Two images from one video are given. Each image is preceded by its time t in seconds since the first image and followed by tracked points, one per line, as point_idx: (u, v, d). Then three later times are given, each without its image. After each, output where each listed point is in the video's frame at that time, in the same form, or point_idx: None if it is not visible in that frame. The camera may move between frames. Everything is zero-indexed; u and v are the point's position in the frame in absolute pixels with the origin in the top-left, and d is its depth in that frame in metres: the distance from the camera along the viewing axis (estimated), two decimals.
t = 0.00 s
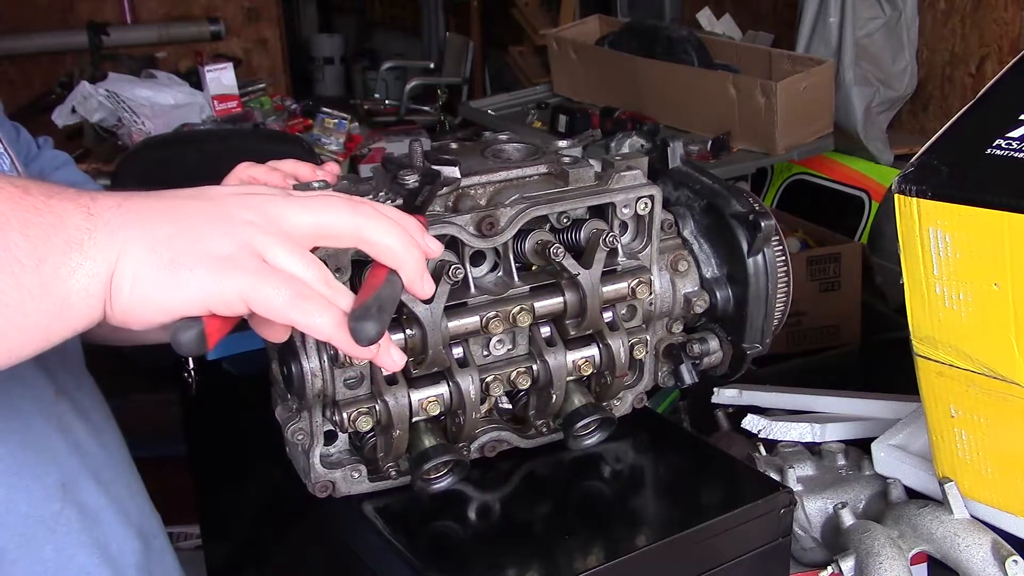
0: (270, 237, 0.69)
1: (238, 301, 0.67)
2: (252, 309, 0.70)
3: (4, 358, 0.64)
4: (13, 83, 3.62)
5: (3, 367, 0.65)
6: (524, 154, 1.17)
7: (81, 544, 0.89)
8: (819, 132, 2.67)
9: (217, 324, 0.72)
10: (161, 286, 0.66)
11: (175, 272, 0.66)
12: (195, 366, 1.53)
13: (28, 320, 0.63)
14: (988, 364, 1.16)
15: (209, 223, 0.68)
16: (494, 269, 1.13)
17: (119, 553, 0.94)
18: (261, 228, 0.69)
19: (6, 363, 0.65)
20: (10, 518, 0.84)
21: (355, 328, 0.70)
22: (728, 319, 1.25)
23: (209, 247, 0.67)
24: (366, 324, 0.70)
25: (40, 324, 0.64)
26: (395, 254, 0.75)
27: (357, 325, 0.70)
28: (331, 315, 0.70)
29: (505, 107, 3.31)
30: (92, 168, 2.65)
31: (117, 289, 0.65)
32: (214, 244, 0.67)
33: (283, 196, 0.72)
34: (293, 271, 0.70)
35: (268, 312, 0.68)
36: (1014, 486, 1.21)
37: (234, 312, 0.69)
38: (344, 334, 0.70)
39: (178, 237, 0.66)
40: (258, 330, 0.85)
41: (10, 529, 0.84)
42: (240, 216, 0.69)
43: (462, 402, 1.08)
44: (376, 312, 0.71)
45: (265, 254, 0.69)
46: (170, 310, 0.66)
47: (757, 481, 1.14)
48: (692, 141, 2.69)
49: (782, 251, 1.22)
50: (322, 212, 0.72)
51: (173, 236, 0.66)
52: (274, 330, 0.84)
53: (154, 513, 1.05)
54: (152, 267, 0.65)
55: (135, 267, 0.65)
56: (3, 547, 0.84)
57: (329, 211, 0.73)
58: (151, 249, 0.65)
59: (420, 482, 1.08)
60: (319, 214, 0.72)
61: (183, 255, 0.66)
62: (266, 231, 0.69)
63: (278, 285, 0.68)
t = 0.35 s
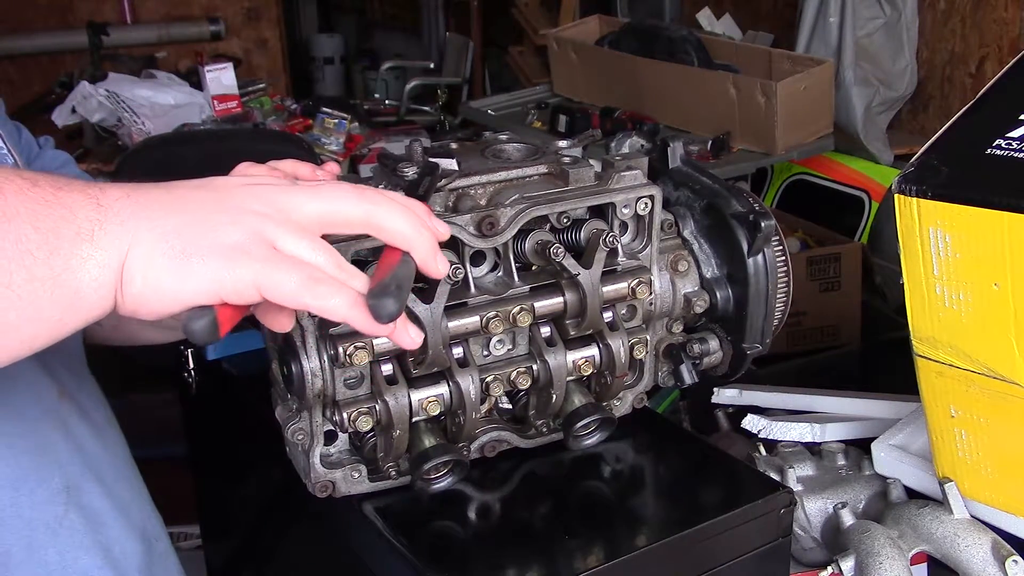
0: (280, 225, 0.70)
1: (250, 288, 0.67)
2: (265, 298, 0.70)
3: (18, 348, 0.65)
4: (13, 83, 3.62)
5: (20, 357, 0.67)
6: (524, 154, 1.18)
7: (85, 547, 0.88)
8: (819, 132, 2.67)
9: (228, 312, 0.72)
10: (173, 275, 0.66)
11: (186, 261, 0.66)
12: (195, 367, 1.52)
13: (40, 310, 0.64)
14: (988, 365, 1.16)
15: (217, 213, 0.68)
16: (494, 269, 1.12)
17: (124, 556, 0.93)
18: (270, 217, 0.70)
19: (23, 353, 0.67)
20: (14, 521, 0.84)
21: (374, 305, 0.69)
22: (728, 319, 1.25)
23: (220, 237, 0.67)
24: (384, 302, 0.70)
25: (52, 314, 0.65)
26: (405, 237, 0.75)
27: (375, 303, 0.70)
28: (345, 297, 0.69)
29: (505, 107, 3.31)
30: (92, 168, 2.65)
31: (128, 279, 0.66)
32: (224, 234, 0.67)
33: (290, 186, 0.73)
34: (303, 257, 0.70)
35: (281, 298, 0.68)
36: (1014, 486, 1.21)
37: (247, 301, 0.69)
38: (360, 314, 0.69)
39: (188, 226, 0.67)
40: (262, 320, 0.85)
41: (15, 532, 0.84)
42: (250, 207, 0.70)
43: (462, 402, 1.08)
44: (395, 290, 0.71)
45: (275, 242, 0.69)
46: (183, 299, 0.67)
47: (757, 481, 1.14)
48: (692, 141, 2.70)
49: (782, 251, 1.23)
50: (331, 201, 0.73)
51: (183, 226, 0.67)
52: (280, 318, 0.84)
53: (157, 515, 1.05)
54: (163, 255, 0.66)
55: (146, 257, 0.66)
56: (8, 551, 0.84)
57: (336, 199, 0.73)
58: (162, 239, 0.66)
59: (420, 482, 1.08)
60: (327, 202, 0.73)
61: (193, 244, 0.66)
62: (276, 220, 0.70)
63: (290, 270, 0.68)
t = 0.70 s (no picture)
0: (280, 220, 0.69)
1: (247, 283, 0.68)
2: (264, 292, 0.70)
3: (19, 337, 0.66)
4: (13, 83, 3.62)
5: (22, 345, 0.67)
6: (524, 154, 1.18)
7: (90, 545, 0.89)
8: (819, 133, 2.67)
9: (228, 305, 0.71)
10: (172, 268, 0.66)
11: (187, 254, 0.66)
12: (195, 366, 1.54)
13: (40, 301, 0.65)
14: (988, 364, 1.16)
15: (216, 207, 0.68)
16: (494, 269, 1.12)
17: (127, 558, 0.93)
18: (270, 212, 0.70)
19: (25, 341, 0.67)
20: (18, 522, 0.84)
21: (373, 303, 0.70)
22: (728, 319, 1.25)
23: (220, 231, 0.67)
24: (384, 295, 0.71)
25: (52, 305, 0.65)
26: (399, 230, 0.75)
27: (375, 301, 0.70)
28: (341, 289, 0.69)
29: (505, 107, 3.31)
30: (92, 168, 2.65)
31: (128, 269, 0.65)
32: (224, 228, 0.67)
33: (290, 179, 0.72)
34: (303, 251, 0.70)
35: (279, 293, 0.68)
36: (1014, 486, 1.21)
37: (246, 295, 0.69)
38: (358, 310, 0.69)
39: (188, 220, 0.67)
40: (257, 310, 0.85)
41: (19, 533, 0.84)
42: (250, 199, 0.70)
43: (462, 402, 1.08)
44: (394, 288, 0.72)
45: (274, 236, 0.69)
46: (183, 291, 0.67)
47: (757, 481, 1.14)
48: (692, 142, 2.69)
49: (782, 251, 1.23)
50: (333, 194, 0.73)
51: (184, 219, 0.67)
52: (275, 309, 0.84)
53: (161, 514, 1.05)
54: (163, 248, 0.66)
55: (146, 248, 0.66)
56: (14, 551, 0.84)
57: (337, 193, 0.73)
58: (161, 231, 0.66)
59: (421, 482, 1.08)
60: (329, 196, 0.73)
61: (193, 238, 0.66)
62: (275, 215, 0.70)
63: (287, 266, 0.68)
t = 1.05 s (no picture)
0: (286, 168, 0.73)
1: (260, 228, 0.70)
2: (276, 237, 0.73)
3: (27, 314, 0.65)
4: (13, 82, 3.63)
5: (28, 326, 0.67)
6: (524, 154, 1.18)
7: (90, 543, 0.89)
8: (819, 133, 2.67)
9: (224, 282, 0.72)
10: (178, 231, 0.68)
11: (196, 211, 0.69)
12: (194, 366, 1.53)
13: (49, 274, 0.64)
14: (987, 364, 1.16)
15: (219, 170, 0.71)
16: (495, 269, 1.13)
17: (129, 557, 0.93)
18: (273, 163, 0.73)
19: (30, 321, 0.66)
20: (19, 521, 0.85)
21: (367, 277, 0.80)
22: (728, 319, 1.25)
23: (226, 186, 0.70)
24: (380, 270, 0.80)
25: (61, 277, 0.65)
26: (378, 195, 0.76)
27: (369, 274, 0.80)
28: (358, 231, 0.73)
29: (505, 107, 3.31)
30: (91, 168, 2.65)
31: (137, 233, 0.67)
32: (228, 182, 0.70)
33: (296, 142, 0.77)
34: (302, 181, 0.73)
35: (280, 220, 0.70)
36: (1014, 486, 1.21)
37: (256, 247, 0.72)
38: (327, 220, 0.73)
39: (191, 184, 0.69)
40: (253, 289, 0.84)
41: (20, 532, 0.85)
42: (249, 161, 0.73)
43: (462, 402, 1.08)
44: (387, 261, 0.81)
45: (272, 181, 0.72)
46: (196, 250, 0.69)
47: (757, 480, 1.14)
48: (692, 142, 2.69)
49: (782, 251, 1.23)
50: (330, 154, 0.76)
51: (190, 181, 0.69)
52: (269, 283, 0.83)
53: (162, 514, 1.05)
54: (171, 207, 0.68)
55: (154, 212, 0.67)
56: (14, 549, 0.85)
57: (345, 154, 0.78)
58: (168, 194, 0.68)
59: (421, 481, 1.08)
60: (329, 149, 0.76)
61: (201, 192, 0.69)
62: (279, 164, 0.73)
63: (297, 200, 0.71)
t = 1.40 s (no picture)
0: (322, 184, 0.74)
1: (301, 240, 0.71)
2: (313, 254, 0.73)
3: (38, 285, 0.64)
4: (14, 83, 3.63)
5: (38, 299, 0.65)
6: (524, 154, 1.18)
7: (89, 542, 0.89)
8: (819, 132, 2.67)
9: (225, 283, 0.77)
10: (214, 224, 0.67)
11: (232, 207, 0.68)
12: (194, 366, 1.53)
13: (65, 244, 0.63)
14: (988, 364, 1.16)
15: (260, 175, 0.71)
16: (494, 269, 1.13)
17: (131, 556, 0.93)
18: (309, 178, 0.74)
19: (41, 294, 0.65)
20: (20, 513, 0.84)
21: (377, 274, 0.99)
22: (728, 319, 1.25)
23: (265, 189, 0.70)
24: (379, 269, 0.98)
25: (77, 249, 0.64)
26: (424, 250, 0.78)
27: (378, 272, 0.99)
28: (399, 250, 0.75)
29: (505, 107, 3.31)
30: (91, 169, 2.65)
31: (168, 220, 0.66)
32: (270, 188, 0.71)
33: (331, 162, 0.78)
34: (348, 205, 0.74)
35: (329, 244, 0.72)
36: (1014, 486, 1.21)
37: (292, 257, 0.72)
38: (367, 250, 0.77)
39: (231, 181, 0.69)
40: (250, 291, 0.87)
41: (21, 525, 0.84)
42: (285, 168, 0.74)
43: (462, 402, 1.08)
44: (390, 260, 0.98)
45: (319, 198, 0.73)
46: (231, 246, 0.68)
47: (757, 480, 1.14)
48: (692, 142, 2.69)
49: (782, 251, 1.23)
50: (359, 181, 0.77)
51: (226, 175, 0.69)
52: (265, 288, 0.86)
53: (164, 512, 1.05)
54: (209, 202, 0.67)
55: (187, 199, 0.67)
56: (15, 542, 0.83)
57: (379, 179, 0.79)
58: (204, 186, 0.68)
59: (421, 481, 1.08)
60: (357, 177, 0.78)
61: (241, 193, 0.69)
62: (316, 180, 0.74)
63: (341, 220, 0.72)
